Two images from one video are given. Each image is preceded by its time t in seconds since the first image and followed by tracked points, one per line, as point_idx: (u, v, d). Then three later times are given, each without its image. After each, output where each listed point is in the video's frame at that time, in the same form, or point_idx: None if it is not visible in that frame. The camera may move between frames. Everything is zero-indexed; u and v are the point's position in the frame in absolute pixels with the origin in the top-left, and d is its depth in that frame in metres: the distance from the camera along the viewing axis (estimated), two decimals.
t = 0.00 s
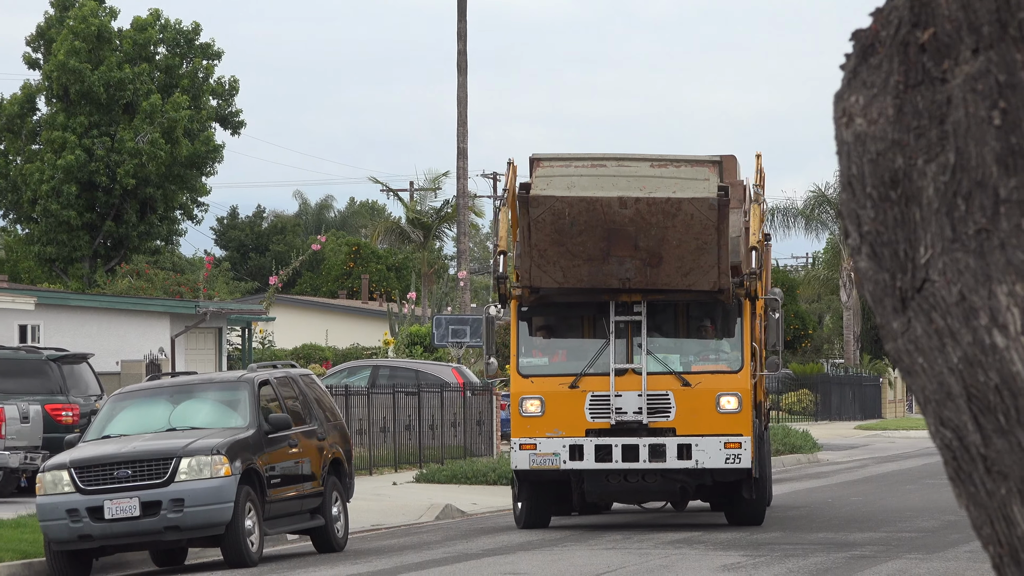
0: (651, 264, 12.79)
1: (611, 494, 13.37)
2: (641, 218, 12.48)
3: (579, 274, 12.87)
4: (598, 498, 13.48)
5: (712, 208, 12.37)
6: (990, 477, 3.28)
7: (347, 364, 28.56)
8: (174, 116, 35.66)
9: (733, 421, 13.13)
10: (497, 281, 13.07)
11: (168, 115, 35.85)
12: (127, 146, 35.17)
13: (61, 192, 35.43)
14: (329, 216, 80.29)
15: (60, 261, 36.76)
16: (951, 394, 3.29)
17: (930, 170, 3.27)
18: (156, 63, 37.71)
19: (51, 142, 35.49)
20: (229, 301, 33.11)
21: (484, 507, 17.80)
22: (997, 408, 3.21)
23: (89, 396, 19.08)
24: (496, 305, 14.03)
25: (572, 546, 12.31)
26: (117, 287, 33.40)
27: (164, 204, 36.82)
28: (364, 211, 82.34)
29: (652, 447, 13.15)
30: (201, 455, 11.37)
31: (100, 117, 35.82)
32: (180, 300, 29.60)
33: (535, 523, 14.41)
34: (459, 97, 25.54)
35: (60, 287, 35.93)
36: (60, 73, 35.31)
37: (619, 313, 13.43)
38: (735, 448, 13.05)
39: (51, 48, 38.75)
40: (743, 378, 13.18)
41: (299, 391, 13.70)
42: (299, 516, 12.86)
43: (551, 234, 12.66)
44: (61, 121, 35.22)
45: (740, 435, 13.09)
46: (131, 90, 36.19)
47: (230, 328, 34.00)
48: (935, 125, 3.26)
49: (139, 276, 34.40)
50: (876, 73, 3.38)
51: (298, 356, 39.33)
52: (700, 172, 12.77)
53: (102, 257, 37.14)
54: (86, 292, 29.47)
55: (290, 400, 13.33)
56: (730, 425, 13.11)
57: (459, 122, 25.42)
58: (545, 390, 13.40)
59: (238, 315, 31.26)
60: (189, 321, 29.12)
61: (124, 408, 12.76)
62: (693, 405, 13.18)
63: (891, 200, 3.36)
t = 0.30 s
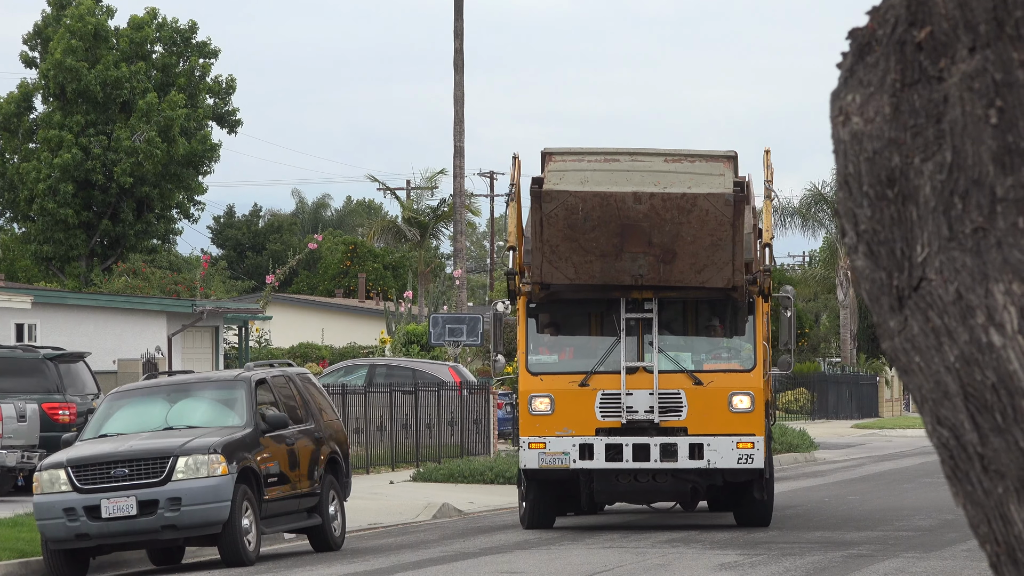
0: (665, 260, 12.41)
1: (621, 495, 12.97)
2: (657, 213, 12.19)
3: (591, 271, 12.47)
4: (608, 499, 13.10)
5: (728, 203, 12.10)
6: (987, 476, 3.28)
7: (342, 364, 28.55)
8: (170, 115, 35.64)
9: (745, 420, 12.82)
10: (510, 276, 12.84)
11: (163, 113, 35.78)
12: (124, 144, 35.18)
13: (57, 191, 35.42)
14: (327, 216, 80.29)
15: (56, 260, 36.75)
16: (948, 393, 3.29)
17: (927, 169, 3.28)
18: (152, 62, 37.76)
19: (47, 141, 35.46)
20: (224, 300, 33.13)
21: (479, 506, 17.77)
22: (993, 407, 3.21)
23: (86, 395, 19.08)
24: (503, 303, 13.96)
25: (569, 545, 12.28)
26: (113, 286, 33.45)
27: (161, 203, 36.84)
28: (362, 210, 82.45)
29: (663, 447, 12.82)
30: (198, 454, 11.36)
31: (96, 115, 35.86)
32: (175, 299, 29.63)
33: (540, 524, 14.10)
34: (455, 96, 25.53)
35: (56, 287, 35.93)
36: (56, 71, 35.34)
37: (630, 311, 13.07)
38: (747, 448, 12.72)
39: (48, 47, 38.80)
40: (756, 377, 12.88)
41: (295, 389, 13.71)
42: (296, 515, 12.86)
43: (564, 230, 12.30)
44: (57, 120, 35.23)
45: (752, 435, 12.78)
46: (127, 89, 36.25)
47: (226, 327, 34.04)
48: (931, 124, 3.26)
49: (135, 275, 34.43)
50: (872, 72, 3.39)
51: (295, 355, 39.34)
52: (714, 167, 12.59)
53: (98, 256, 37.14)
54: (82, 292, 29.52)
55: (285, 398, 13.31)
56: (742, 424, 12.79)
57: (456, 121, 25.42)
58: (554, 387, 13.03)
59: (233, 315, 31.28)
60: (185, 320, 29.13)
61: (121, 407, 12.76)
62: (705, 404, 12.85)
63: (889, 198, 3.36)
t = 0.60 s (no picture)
0: (680, 258, 12.30)
1: (632, 497, 12.88)
2: (673, 211, 12.04)
3: (605, 269, 12.34)
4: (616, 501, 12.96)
5: (746, 202, 11.98)
6: (986, 476, 3.28)
7: (342, 364, 28.56)
8: (170, 116, 35.62)
9: (759, 422, 12.68)
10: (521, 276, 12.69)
11: (163, 114, 35.76)
12: (123, 145, 35.17)
13: (56, 191, 35.39)
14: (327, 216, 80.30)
15: (56, 260, 36.74)
16: (948, 393, 3.29)
17: (926, 169, 3.28)
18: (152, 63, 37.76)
19: (46, 141, 35.42)
20: (224, 301, 33.16)
21: (478, 506, 17.77)
22: (993, 407, 3.21)
23: (86, 395, 19.08)
24: (512, 301, 13.93)
25: (569, 545, 12.29)
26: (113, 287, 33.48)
27: (160, 204, 36.84)
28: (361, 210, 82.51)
29: (675, 448, 12.64)
30: (198, 455, 11.37)
31: (96, 116, 35.84)
32: (176, 300, 29.65)
33: (545, 527, 13.89)
34: (456, 96, 25.51)
35: (56, 287, 35.93)
36: (56, 72, 35.34)
37: (642, 309, 12.96)
38: (760, 450, 12.59)
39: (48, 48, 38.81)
40: (769, 378, 12.79)
41: (296, 389, 13.71)
42: (295, 516, 12.83)
43: (578, 227, 12.13)
44: (57, 121, 35.21)
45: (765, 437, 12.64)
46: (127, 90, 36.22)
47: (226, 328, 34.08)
48: (931, 124, 3.26)
49: (135, 276, 34.47)
50: (872, 72, 3.39)
51: (295, 356, 39.36)
52: (733, 165, 12.22)
53: (97, 257, 37.13)
54: (82, 293, 29.55)
55: (286, 398, 13.32)
56: (755, 426, 12.64)
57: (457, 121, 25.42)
58: (564, 387, 12.83)
59: (234, 315, 31.30)
60: (186, 321, 29.14)
61: (121, 408, 12.76)
62: (718, 406, 12.71)
63: (887, 199, 3.37)
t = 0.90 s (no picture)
0: (690, 257, 12.27)
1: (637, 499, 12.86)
2: (683, 208, 12.02)
3: (613, 267, 12.32)
4: (622, 503, 12.93)
5: (757, 199, 11.98)
6: (987, 476, 3.28)
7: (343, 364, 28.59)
8: (171, 116, 35.65)
9: (767, 424, 12.61)
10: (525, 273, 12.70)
11: (165, 114, 35.80)
12: (125, 146, 35.22)
13: (57, 192, 35.42)
14: (327, 216, 80.32)
15: (57, 261, 36.76)
16: (948, 393, 3.30)
17: (927, 169, 3.29)
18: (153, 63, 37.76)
19: (47, 142, 35.44)
20: (225, 301, 33.22)
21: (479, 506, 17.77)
22: (993, 407, 3.21)
23: (87, 396, 19.10)
24: (514, 299, 13.91)
25: (570, 546, 12.30)
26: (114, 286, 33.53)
27: (161, 204, 36.87)
28: (362, 211, 82.56)
29: (682, 450, 12.57)
30: (199, 455, 11.37)
31: (98, 116, 35.86)
32: (177, 299, 29.68)
33: (547, 530, 13.61)
34: (456, 96, 25.52)
35: (57, 287, 35.96)
36: (57, 72, 35.35)
37: (648, 308, 12.93)
38: (769, 452, 12.51)
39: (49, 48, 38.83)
40: (778, 379, 12.71)
41: (296, 389, 13.71)
42: (295, 516, 12.82)
43: (586, 224, 12.11)
44: (58, 121, 35.21)
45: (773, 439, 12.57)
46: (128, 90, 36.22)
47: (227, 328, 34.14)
48: (931, 125, 3.27)
49: (136, 276, 34.52)
50: (872, 72, 3.39)
51: (296, 356, 39.39)
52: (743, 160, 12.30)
53: (99, 257, 37.16)
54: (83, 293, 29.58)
55: (287, 400, 13.32)
56: (763, 428, 12.58)
57: (457, 121, 25.43)
58: (569, 388, 12.80)
59: (235, 315, 31.35)
60: (187, 321, 29.17)
61: (122, 408, 12.76)
62: (727, 407, 12.65)
63: (888, 199, 3.37)
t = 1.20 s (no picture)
0: (690, 254, 12.24)
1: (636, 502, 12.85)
2: (683, 206, 11.96)
3: (612, 265, 12.31)
4: (621, 506, 12.93)
5: (759, 197, 11.90)
6: (986, 476, 3.28)
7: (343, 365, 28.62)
8: (171, 117, 35.70)
9: (769, 425, 12.63)
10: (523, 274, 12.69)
11: (164, 115, 35.84)
12: (125, 146, 35.27)
13: (57, 192, 35.44)
14: (327, 217, 80.34)
15: (57, 261, 36.76)
16: (948, 394, 3.30)
17: (927, 170, 3.29)
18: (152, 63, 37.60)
19: (47, 142, 35.45)
20: (227, 301, 33.25)
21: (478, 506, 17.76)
22: (993, 408, 3.21)
23: (86, 396, 19.10)
24: (510, 300, 13.84)
25: (569, 546, 12.30)
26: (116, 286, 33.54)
27: (161, 205, 36.93)
28: (363, 211, 82.60)
29: (681, 452, 12.53)
30: (199, 455, 11.37)
31: (97, 117, 35.85)
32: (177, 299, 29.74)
33: (546, 531, 13.55)
34: (456, 97, 25.53)
35: (57, 288, 35.98)
36: (57, 72, 35.30)
37: (648, 307, 12.93)
38: (770, 454, 12.54)
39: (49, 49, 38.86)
40: (780, 380, 12.73)
41: (296, 390, 13.70)
42: (295, 517, 12.83)
43: (584, 221, 12.07)
44: (58, 121, 35.20)
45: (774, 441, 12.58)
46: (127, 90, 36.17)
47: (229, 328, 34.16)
48: (931, 125, 3.27)
49: (137, 276, 34.53)
50: (872, 72, 3.39)
51: (296, 357, 39.37)
52: (745, 158, 12.23)
53: (99, 257, 37.16)
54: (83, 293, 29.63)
55: (287, 400, 13.33)
56: (764, 430, 12.59)
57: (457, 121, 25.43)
58: (567, 389, 12.79)
59: (236, 315, 31.41)
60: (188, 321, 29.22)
61: (122, 408, 12.75)
62: (728, 408, 12.66)
63: (888, 199, 3.37)
